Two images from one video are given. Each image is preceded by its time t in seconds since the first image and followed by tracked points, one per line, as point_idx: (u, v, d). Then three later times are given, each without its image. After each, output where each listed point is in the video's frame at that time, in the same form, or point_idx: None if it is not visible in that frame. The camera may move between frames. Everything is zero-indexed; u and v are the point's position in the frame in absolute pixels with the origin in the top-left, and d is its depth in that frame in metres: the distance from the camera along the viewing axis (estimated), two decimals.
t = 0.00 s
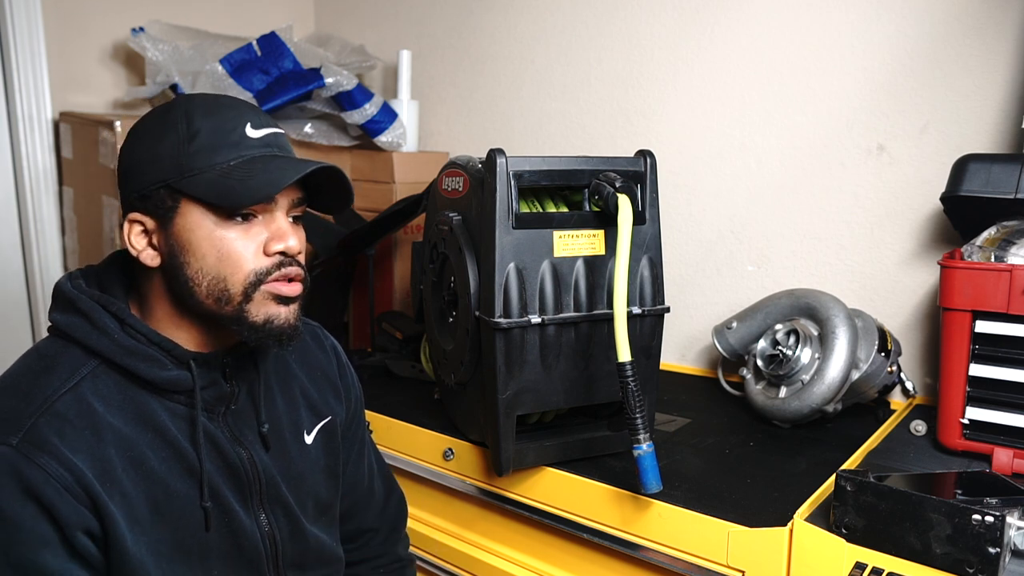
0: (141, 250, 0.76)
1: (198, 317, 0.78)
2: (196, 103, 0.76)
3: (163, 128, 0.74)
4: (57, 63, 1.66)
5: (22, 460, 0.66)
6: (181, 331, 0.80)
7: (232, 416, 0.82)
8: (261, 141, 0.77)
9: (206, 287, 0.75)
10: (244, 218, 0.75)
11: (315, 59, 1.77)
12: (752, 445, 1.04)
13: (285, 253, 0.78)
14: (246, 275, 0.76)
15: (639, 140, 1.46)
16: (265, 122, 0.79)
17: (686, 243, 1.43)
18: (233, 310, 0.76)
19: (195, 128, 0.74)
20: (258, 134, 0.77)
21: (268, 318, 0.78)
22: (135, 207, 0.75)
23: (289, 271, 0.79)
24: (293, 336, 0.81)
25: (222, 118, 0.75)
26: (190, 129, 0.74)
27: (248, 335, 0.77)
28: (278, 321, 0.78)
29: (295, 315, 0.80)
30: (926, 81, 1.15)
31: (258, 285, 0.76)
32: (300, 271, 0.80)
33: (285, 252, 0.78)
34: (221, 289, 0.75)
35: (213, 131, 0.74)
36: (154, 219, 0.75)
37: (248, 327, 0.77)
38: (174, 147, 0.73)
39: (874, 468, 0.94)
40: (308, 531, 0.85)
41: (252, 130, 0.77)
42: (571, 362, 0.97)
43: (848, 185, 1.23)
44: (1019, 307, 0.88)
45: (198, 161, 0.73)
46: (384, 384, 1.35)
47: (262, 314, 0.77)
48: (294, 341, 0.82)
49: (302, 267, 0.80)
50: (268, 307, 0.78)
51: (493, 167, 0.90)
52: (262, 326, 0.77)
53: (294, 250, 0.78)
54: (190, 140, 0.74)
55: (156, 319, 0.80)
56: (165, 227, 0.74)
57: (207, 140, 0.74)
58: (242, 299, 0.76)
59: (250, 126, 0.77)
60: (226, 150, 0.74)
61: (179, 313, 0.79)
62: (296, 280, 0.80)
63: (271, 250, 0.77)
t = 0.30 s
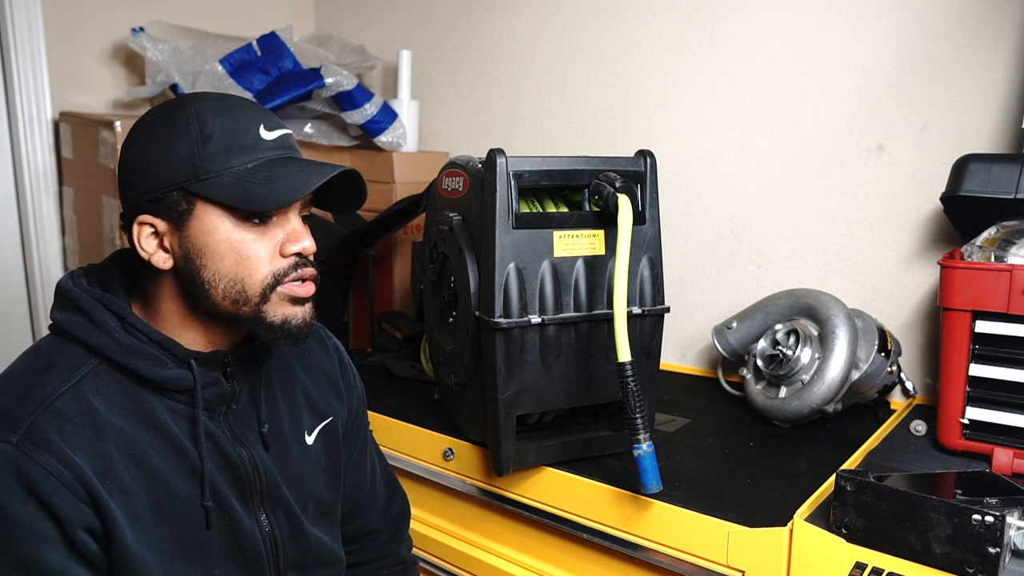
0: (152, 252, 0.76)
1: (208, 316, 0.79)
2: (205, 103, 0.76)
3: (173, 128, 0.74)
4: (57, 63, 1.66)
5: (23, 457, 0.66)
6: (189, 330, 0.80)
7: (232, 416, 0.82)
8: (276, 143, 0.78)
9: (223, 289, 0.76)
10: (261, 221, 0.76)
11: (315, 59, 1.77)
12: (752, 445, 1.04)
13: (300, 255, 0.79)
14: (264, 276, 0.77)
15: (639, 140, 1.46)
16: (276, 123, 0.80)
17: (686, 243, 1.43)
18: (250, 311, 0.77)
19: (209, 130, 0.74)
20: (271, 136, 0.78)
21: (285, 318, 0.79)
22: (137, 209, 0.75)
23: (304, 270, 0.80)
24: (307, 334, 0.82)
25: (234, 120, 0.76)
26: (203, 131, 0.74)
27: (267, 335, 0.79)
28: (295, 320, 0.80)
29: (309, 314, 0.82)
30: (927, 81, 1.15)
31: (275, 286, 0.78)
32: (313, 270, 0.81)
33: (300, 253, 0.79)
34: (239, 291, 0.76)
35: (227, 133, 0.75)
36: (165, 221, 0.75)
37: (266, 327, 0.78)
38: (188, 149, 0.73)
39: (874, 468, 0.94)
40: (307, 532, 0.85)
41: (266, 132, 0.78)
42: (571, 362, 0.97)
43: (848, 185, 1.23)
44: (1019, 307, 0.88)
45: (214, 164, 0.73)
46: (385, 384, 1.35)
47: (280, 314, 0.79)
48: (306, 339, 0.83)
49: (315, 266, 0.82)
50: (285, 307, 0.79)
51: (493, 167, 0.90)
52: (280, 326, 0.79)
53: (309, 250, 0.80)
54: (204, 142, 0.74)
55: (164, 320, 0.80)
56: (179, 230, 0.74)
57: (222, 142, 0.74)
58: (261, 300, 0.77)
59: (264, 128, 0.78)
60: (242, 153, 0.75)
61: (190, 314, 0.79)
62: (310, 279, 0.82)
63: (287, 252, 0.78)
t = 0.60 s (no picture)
0: (157, 259, 0.76)
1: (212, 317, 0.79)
2: (204, 107, 0.75)
3: (172, 133, 0.74)
4: (57, 63, 1.66)
5: (30, 457, 0.66)
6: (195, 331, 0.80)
7: (237, 414, 0.82)
8: (277, 145, 0.78)
9: (231, 294, 0.76)
10: (265, 224, 0.76)
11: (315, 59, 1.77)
12: (752, 445, 1.04)
13: (306, 256, 0.80)
14: (271, 279, 0.77)
15: (639, 140, 1.46)
16: (275, 124, 0.80)
17: (685, 243, 1.43)
18: (260, 315, 0.77)
19: (209, 135, 0.74)
20: (272, 138, 0.78)
21: (294, 320, 0.79)
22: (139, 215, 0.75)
23: (309, 271, 0.81)
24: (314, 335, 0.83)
25: (233, 123, 0.76)
26: (203, 136, 0.74)
27: (275, 337, 0.79)
28: (303, 321, 0.80)
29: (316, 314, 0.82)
30: (927, 81, 1.15)
31: (284, 289, 0.78)
32: (318, 271, 0.82)
33: (306, 254, 0.80)
34: (247, 295, 0.76)
35: (228, 138, 0.75)
36: (170, 228, 0.74)
37: (275, 330, 0.79)
38: (189, 155, 0.73)
39: (874, 468, 0.94)
40: (312, 530, 0.85)
41: (266, 134, 0.78)
42: (571, 362, 0.97)
43: (848, 185, 1.23)
44: (1019, 307, 0.88)
45: (217, 169, 0.73)
46: (384, 384, 1.35)
47: (288, 316, 0.79)
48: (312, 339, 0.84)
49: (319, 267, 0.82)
50: (293, 309, 0.79)
51: (493, 167, 0.90)
52: (289, 328, 0.79)
53: (313, 251, 0.80)
54: (205, 147, 0.74)
55: (170, 323, 0.80)
56: (185, 236, 0.74)
57: (223, 147, 0.74)
58: (269, 303, 0.77)
59: (264, 130, 0.78)
60: (244, 157, 0.75)
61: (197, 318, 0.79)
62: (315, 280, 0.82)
63: (293, 253, 0.78)
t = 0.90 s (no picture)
0: (151, 252, 0.76)
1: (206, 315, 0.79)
2: (204, 106, 0.76)
3: (171, 131, 0.74)
4: (57, 63, 1.66)
5: (29, 455, 0.66)
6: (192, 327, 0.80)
7: (240, 412, 0.82)
8: (272, 144, 0.78)
9: (218, 289, 0.75)
10: (255, 221, 0.76)
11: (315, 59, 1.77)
12: (752, 445, 1.04)
13: (296, 256, 0.78)
14: (258, 277, 0.76)
15: (639, 140, 1.46)
16: (274, 125, 0.80)
17: (686, 243, 1.43)
18: (246, 311, 0.77)
19: (205, 132, 0.74)
20: (268, 137, 0.78)
21: (281, 318, 0.79)
22: (136, 208, 0.75)
23: (299, 271, 0.80)
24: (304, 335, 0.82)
25: (230, 122, 0.76)
26: (199, 133, 0.74)
27: (262, 334, 0.78)
28: (290, 320, 0.79)
29: (306, 313, 0.81)
30: (927, 81, 1.15)
31: (270, 287, 0.77)
32: (309, 271, 0.81)
33: (296, 254, 0.78)
34: (234, 291, 0.76)
35: (222, 135, 0.74)
36: (163, 222, 0.75)
37: (261, 327, 0.78)
38: (184, 151, 0.73)
39: (874, 468, 0.94)
40: (315, 528, 0.85)
41: (262, 133, 0.77)
42: (571, 362, 0.97)
43: (848, 185, 1.23)
44: (1019, 307, 0.88)
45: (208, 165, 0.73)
46: (384, 384, 1.35)
47: (275, 314, 0.78)
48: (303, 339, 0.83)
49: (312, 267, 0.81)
50: (281, 307, 0.78)
51: (493, 167, 0.90)
52: (275, 325, 0.78)
53: (305, 252, 0.79)
54: (200, 144, 0.74)
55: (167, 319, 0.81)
56: (176, 230, 0.74)
57: (217, 144, 0.74)
58: (255, 300, 0.77)
59: (260, 129, 0.77)
60: (236, 154, 0.74)
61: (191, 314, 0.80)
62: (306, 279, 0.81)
63: (282, 253, 0.77)
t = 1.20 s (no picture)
0: (135, 246, 0.76)
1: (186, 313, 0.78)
2: (189, 105, 0.75)
3: (155, 129, 0.74)
4: (57, 63, 1.66)
5: (27, 443, 0.65)
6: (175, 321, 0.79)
7: (239, 410, 0.82)
8: (240, 139, 0.73)
9: (178, 283, 0.74)
10: (215, 216, 0.73)
11: (315, 59, 1.77)
12: (752, 445, 1.04)
13: (255, 254, 0.74)
14: (213, 273, 0.73)
15: (639, 140, 1.46)
16: (251, 121, 0.76)
17: (686, 243, 1.43)
18: (201, 308, 0.74)
19: (179, 129, 0.73)
20: (237, 133, 0.74)
21: (236, 318, 0.75)
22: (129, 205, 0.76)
23: (261, 271, 0.75)
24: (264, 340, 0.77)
25: (204, 118, 0.73)
26: (176, 130, 0.73)
27: (217, 333, 0.75)
28: (246, 322, 0.75)
29: (266, 317, 0.77)
30: (927, 81, 1.15)
31: (226, 284, 0.74)
32: (274, 272, 0.76)
33: (255, 253, 0.74)
34: (191, 286, 0.73)
35: (193, 131, 0.72)
36: (142, 215, 0.75)
37: (215, 325, 0.74)
38: (159, 148, 0.73)
39: (874, 468, 0.94)
40: (314, 527, 0.85)
41: (230, 129, 0.73)
42: (571, 362, 0.97)
43: (848, 185, 1.23)
44: (1019, 307, 0.88)
45: (174, 161, 0.72)
46: (384, 384, 1.35)
47: (229, 313, 0.74)
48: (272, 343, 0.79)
49: (277, 269, 0.76)
50: (236, 307, 0.75)
51: (493, 167, 0.90)
52: (228, 325, 0.74)
53: (266, 251, 0.75)
54: (173, 141, 0.72)
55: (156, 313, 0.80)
56: (150, 223, 0.74)
57: (184, 140, 0.72)
58: (208, 297, 0.73)
59: (231, 126, 0.74)
60: (199, 150, 0.72)
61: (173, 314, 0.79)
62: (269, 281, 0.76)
63: (239, 250, 0.74)
